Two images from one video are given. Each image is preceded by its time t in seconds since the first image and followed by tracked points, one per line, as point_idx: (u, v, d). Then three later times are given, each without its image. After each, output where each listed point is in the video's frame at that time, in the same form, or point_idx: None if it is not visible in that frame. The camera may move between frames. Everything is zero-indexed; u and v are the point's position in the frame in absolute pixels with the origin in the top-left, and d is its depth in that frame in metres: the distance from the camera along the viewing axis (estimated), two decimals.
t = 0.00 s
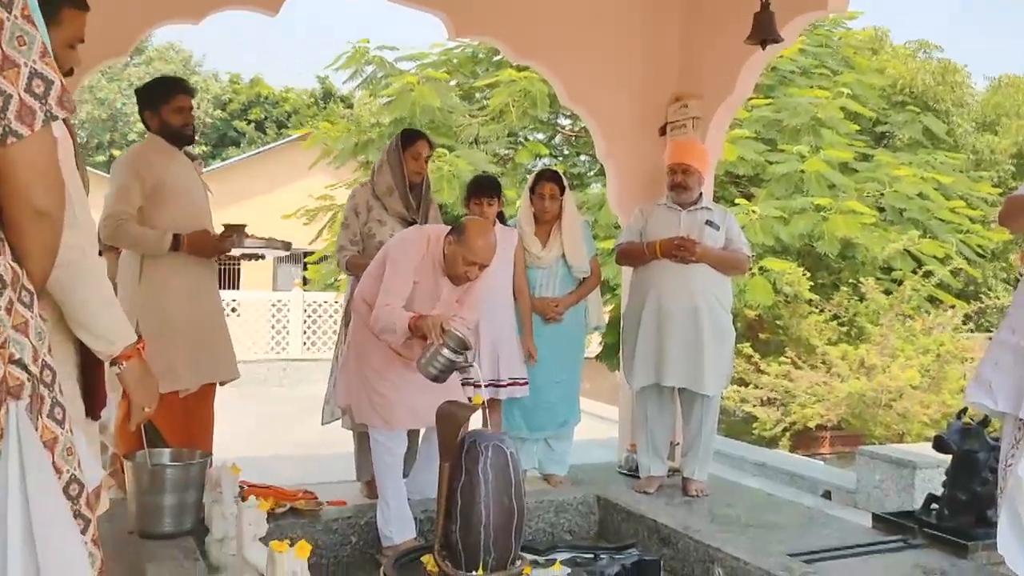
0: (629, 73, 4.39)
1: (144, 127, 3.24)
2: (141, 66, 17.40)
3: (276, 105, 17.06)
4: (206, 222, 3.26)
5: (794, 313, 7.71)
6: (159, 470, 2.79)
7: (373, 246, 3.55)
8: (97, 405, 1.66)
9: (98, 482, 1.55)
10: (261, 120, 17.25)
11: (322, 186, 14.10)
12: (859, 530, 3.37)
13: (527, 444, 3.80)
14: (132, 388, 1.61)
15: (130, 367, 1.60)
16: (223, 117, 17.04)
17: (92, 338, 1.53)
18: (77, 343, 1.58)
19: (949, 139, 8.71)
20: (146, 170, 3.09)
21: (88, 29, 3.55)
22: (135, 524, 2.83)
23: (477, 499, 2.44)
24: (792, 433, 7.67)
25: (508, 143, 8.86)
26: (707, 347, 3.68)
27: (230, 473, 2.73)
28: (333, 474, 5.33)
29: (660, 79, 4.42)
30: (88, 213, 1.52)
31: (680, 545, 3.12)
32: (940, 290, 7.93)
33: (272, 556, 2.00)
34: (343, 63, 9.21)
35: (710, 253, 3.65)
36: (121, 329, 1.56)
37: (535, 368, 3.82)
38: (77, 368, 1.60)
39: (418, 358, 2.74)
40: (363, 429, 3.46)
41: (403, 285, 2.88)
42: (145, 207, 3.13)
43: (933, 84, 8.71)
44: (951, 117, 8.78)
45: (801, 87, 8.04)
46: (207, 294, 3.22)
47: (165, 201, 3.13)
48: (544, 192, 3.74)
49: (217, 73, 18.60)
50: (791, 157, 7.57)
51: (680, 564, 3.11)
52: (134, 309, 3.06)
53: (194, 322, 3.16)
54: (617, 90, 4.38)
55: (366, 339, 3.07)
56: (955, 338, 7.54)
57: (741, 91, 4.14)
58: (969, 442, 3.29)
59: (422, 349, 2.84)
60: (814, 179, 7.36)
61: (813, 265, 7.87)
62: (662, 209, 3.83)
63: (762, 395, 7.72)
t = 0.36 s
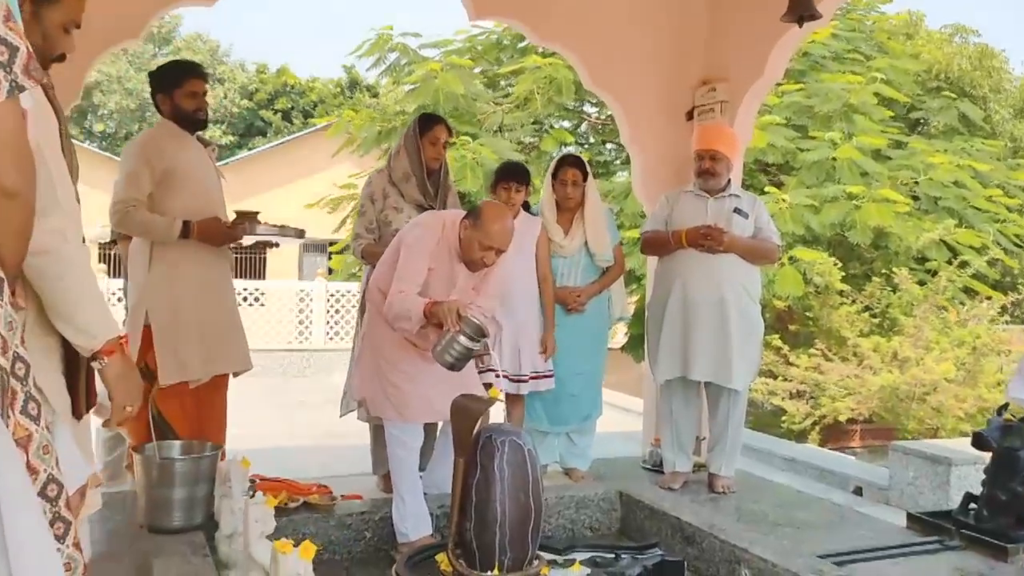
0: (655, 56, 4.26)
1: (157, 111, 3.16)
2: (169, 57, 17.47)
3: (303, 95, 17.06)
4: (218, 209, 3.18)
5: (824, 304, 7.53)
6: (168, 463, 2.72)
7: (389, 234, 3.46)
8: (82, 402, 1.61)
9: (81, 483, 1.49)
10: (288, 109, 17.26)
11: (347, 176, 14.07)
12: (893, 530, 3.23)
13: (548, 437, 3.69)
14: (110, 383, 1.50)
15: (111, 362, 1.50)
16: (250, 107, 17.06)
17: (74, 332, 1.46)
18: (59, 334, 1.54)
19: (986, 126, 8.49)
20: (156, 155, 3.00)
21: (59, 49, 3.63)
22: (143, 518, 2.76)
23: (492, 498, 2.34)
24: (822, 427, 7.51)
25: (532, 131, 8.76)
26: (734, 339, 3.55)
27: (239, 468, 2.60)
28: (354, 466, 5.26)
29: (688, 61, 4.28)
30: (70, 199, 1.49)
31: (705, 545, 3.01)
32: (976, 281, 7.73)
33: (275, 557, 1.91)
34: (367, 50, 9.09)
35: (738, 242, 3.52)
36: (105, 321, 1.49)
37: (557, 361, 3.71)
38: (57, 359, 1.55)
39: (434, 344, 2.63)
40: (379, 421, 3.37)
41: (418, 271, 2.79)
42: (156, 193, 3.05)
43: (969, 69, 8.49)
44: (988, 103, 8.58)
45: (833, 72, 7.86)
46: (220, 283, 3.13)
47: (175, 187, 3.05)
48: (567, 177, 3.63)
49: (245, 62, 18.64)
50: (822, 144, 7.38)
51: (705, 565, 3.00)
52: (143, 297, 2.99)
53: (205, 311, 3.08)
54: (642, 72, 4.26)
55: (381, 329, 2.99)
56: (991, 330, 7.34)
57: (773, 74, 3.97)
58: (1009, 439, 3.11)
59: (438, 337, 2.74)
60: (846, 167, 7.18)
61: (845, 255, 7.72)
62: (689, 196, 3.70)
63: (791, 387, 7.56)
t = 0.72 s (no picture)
0: (668, 52, 4.18)
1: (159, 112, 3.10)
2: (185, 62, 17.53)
3: (318, 98, 17.04)
4: (220, 213, 3.14)
5: (843, 303, 7.42)
6: (170, 472, 2.66)
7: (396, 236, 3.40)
8: (58, 419, 1.59)
9: (56, 498, 1.55)
10: (303, 112, 17.27)
11: (362, 179, 14.04)
12: (915, 536, 3.13)
13: (560, 442, 3.62)
14: (84, 397, 1.50)
15: (86, 375, 1.50)
16: (265, 111, 17.07)
17: (49, 344, 1.46)
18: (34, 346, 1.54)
19: (1008, 121, 8.34)
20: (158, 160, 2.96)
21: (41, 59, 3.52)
22: (146, 529, 2.71)
23: (498, 505, 2.27)
24: (841, 428, 7.39)
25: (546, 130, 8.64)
26: (750, 340, 3.47)
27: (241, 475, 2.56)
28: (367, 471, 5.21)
29: (701, 56, 4.19)
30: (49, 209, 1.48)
31: (720, 552, 2.92)
32: (998, 278, 7.60)
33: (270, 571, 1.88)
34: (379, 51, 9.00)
35: (754, 241, 3.44)
36: (80, 332, 1.50)
37: (568, 365, 3.63)
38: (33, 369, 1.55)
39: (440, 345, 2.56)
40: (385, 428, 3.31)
41: (423, 272, 2.73)
42: (156, 197, 3.02)
43: (989, 64, 8.35)
44: (1009, 98, 8.43)
45: (850, 68, 7.75)
46: (222, 288, 3.10)
47: (176, 190, 3.01)
48: (577, 177, 3.53)
49: (260, 66, 18.65)
50: (840, 140, 7.26)
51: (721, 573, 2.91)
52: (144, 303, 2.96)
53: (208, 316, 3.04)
54: (654, 68, 4.18)
55: (386, 332, 2.93)
56: (1015, 328, 7.20)
57: (788, 69, 3.87)
58: None
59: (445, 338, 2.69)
60: (864, 164, 7.06)
61: (863, 254, 7.60)
62: (702, 194, 3.61)
63: (810, 389, 7.43)
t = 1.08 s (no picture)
0: (687, 47, 4.08)
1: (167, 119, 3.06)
2: (220, 74, 17.73)
3: (351, 106, 17.10)
4: (229, 222, 3.10)
5: (878, 302, 7.23)
6: (176, 484, 2.61)
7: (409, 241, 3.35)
8: (20, 432, 1.65)
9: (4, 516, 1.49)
10: (337, 121, 17.36)
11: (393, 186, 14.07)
12: (949, 544, 2.99)
13: (581, 449, 3.53)
14: (44, 410, 1.52)
15: (44, 388, 1.51)
16: (300, 120, 17.22)
17: (7, 357, 1.49)
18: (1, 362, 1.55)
19: None
20: (166, 169, 2.92)
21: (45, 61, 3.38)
22: (155, 541, 2.68)
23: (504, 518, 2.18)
24: (879, 431, 7.21)
25: (574, 132, 8.55)
26: (773, 341, 3.36)
27: (246, 487, 2.50)
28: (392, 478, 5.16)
29: (721, 51, 4.10)
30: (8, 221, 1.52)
31: (742, 563, 2.82)
32: None
33: None
34: (404, 57, 8.94)
35: (776, 239, 3.33)
36: (40, 345, 1.52)
37: (586, 370, 3.55)
38: None
39: (445, 349, 2.49)
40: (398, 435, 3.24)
41: (430, 275, 2.69)
42: (164, 206, 2.98)
43: None
44: None
45: (883, 61, 7.57)
46: (230, 298, 3.06)
47: (184, 200, 2.97)
48: (593, 177, 3.44)
49: (294, 76, 18.81)
50: (873, 135, 7.07)
51: None
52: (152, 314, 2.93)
53: (217, 326, 3.00)
54: (674, 64, 4.08)
55: (395, 337, 2.88)
56: None
57: (810, 62, 3.76)
58: None
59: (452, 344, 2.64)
60: (899, 158, 6.87)
61: (900, 252, 7.34)
62: (722, 192, 3.51)
63: (846, 390, 7.26)
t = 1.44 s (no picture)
0: (700, 48, 4.00)
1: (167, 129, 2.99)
2: (250, 86, 17.87)
3: (379, 115, 17.14)
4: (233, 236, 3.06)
5: (910, 305, 7.07)
6: (177, 501, 2.57)
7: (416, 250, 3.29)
8: None
9: None
10: (365, 131, 17.44)
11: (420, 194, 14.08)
12: (977, 559, 2.86)
13: (595, 460, 3.46)
14: None
15: None
16: (329, 130, 17.34)
17: None
18: None
19: None
20: (167, 182, 2.87)
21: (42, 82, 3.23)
22: (157, 558, 2.64)
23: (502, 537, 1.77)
24: (912, 437, 7.11)
25: (598, 136, 8.46)
26: (790, 348, 3.27)
27: (244, 504, 2.45)
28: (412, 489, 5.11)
29: (735, 51, 4.02)
30: None
31: None
32: None
33: None
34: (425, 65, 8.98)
35: (791, 243, 3.24)
36: None
37: (598, 380, 3.47)
38: None
39: (442, 364, 2.44)
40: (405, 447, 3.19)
41: (430, 286, 2.66)
42: (166, 219, 2.93)
43: None
44: None
45: (912, 59, 7.40)
46: (233, 312, 3.02)
47: (186, 213, 2.92)
48: (603, 182, 3.37)
49: (323, 86, 18.91)
50: (902, 134, 6.90)
51: None
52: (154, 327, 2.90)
53: (220, 340, 2.96)
54: (688, 67, 3.99)
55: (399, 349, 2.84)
56: None
57: (826, 60, 3.67)
58: None
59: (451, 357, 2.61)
60: (929, 157, 6.70)
61: (931, 254, 7.06)
62: (736, 196, 3.43)
63: (877, 396, 7.14)
